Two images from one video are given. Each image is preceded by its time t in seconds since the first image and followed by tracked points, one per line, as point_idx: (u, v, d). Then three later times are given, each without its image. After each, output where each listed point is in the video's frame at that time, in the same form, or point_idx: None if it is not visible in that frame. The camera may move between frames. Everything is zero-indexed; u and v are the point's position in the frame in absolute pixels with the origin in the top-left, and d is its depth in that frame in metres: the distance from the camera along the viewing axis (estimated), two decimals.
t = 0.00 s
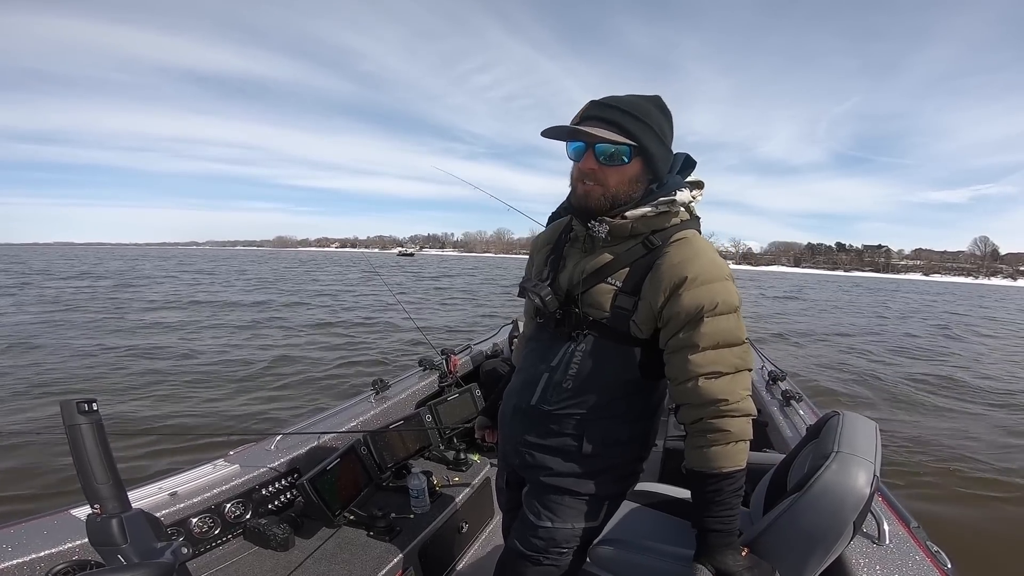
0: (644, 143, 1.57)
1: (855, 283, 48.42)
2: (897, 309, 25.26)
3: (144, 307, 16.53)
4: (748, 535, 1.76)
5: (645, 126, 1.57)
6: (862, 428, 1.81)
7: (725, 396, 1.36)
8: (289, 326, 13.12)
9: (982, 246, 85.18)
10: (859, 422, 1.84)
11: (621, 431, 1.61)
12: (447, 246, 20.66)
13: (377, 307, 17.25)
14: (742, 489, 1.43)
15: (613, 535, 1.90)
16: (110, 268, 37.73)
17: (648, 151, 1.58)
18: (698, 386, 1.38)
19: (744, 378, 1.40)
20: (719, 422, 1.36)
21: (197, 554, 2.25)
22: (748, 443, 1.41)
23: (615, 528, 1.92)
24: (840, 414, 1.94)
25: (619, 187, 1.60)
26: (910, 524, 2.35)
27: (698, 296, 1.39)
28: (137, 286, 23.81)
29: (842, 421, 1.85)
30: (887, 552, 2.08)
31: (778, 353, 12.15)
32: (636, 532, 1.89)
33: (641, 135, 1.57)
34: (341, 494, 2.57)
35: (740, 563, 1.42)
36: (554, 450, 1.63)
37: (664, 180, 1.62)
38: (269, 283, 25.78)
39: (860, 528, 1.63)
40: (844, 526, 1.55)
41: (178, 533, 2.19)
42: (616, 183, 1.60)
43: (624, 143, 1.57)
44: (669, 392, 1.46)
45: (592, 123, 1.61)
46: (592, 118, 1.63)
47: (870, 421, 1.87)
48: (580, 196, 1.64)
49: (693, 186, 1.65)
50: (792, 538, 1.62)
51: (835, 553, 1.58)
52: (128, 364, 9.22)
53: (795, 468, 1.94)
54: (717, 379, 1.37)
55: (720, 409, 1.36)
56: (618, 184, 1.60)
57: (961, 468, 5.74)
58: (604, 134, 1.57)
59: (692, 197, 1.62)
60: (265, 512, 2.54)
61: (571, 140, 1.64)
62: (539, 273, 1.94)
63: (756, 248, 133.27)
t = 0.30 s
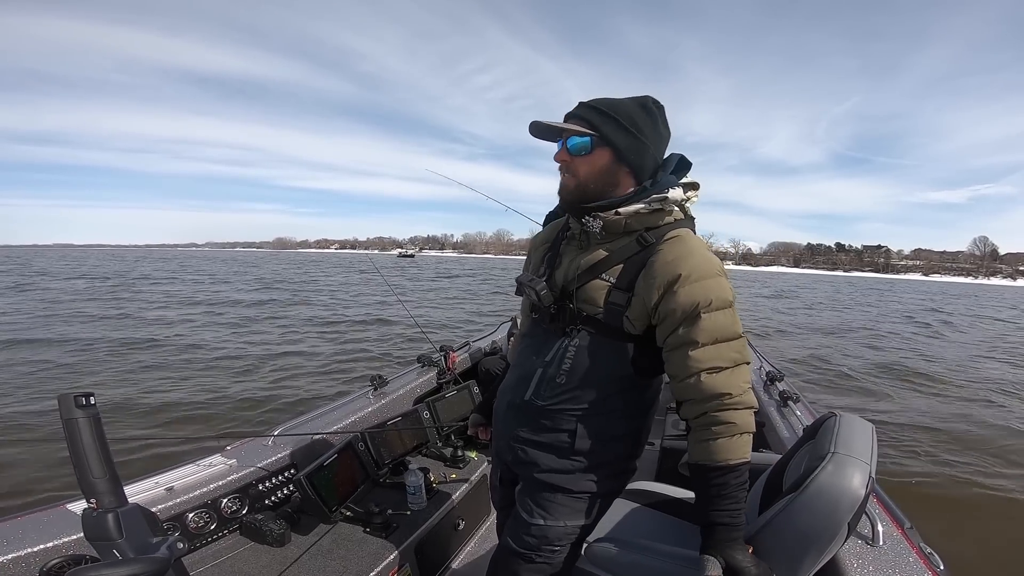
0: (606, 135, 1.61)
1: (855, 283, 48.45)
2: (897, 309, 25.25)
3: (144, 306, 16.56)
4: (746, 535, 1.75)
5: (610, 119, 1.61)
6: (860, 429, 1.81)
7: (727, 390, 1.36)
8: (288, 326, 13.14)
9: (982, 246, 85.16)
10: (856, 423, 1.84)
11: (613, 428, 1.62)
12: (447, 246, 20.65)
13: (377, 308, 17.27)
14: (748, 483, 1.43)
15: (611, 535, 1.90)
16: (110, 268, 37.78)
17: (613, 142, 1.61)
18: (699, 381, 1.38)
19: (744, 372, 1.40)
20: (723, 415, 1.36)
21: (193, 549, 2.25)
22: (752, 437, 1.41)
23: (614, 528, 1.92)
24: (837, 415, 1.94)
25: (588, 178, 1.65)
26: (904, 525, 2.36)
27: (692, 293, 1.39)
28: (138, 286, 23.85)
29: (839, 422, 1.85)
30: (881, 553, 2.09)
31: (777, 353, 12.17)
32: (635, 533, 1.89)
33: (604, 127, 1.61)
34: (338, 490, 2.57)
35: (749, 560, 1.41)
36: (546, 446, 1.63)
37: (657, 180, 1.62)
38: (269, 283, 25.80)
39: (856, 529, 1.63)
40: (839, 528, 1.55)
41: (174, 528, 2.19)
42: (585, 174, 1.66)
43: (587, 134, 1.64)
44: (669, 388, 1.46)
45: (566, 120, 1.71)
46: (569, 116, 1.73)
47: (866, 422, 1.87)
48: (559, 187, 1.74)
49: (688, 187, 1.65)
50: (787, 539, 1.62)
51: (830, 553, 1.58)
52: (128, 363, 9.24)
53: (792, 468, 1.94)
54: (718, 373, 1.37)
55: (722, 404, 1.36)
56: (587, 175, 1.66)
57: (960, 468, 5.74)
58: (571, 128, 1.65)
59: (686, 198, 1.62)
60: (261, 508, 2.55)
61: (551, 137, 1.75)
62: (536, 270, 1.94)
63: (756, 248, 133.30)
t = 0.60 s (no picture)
0: (580, 138, 1.63)
1: (854, 283, 48.46)
2: (898, 309, 25.24)
3: (145, 308, 16.57)
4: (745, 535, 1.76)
5: (583, 121, 1.64)
6: (859, 429, 1.81)
7: (722, 391, 1.36)
8: (289, 327, 13.16)
9: (981, 245, 85.21)
10: (856, 423, 1.85)
11: (609, 428, 1.62)
12: (447, 247, 20.63)
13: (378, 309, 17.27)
14: (745, 484, 1.43)
15: (611, 535, 1.91)
16: (111, 271, 37.90)
17: (587, 144, 1.63)
18: (695, 382, 1.38)
19: (740, 373, 1.40)
20: (720, 417, 1.36)
21: (193, 550, 2.25)
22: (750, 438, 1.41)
23: (613, 528, 1.93)
24: (838, 415, 1.95)
25: (570, 182, 1.69)
26: (905, 525, 2.36)
27: (687, 292, 1.39)
28: (138, 288, 23.86)
29: (840, 423, 1.85)
30: (881, 553, 2.09)
31: (778, 353, 12.17)
32: (634, 533, 1.90)
33: (577, 131, 1.64)
34: (338, 491, 2.57)
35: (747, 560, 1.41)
36: (541, 447, 1.64)
37: (653, 180, 1.63)
38: (270, 285, 25.82)
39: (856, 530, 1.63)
40: (839, 528, 1.55)
41: (173, 529, 2.19)
42: (568, 179, 1.69)
43: (564, 141, 1.68)
44: (665, 389, 1.47)
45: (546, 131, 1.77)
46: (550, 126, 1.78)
47: (866, 423, 1.87)
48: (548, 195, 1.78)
49: (686, 187, 1.67)
50: (786, 539, 1.62)
51: (830, 554, 1.59)
52: (129, 364, 9.25)
53: (791, 468, 1.94)
54: (714, 374, 1.38)
55: (719, 405, 1.37)
56: (570, 180, 1.69)
57: (960, 468, 5.73)
58: (549, 137, 1.70)
59: (682, 199, 1.63)
60: (262, 508, 2.55)
61: (536, 150, 1.80)
62: (533, 271, 1.95)
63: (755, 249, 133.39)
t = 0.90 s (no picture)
0: (588, 138, 1.63)
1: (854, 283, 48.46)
2: (897, 309, 25.24)
3: (145, 310, 16.54)
4: (750, 536, 1.75)
5: (591, 122, 1.64)
6: (863, 428, 1.81)
7: (725, 397, 1.36)
8: (289, 328, 13.13)
9: (981, 245, 85.15)
10: (860, 422, 1.85)
11: (613, 432, 1.61)
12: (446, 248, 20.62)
13: (378, 310, 17.27)
14: (747, 490, 1.43)
15: (614, 537, 1.90)
16: (110, 272, 37.88)
17: (595, 144, 1.63)
18: (698, 388, 1.38)
19: (744, 379, 1.40)
20: (722, 423, 1.36)
21: (198, 556, 2.24)
22: (752, 444, 1.41)
23: (616, 530, 1.93)
24: (841, 415, 1.94)
25: (577, 182, 1.68)
26: (911, 524, 2.35)
27: (692, 296, 1.39)
28: (138, 289, 23.82)
29: (843, 422, 1.85)
30: (888, 552, 2.08)
31: (779, 353, 12.17)
32: (637, 534, 1.90)
33: (585, 131, 1.64)
34: (341, 496, 2.57)
35: (749, 563, 1.41)
36: (545, 451, 1.63)
37: (658, 181, 1.61)
38: (269, 286, 25.78)
39: (862, 529, 1.63)
40: (846, 527, 1.55)
41: (178, 535, 2.19)
42: (575, 179, 1.69)
43: (572, 140, 1.68)
44: (668, 394, 1.46)
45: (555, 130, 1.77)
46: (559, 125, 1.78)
47: (870, 421, 1.87)
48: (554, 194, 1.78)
49: (693, 187, 1.66)
50: (792, 540, 1.62)
51: (837, 554, 1.58)
52: (128, 366, 9.22)
53: (796, 468, 1.94)
54: (718, 380, 1.37)
55: (722, 411, 1.36)
56: (577, 180, 1.69)
57: (962, 467, 5.74)
58: (557, 136, 1.70)
59: (687, 201, 1.62)
60: (265, 514, 2.54)
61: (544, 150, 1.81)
62: (537, 274, 1.95)
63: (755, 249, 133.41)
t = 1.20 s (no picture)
0: (598, 138, 1.62)
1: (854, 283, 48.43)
2: (898, 309, 25.21)
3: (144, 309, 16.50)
4: (753, 536, 1.75)
5: (600, 122, 1.63)
6: (866, 428, 1.81)
7: (733, 399, 1.35)
8: (289, 327, 13.11)
9: (980, 245, 85.26)
10: (863, 422, 1.84)
11: (618, 435, 1.61)
12: (447, 247, 20.61)
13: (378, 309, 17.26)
14: (752, 492, 1.43)
15: (617, 538, 1.90)
16: (109, 270, 37.84)
17: (605, 145, 1.62)
18: (704, 391, 1.37)
19: (752, 380, 1.39)
20: (728, 425, 1.35)
21: (199, 560, 2.25)
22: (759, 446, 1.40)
23: (618, 531, 1.93)
24: (844, 415, 1.93)
25: (585, 182, 1.67)
26: (915, 524, 2.35)
27: (698, 298, 1.38)
28: (137, 288, 23.78)
29: (846, 422, 1.84)
30: (893, 552, 2.07)
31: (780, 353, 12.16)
32: (640, 535, 1.89)
33: (595, 131, 1.63)
34: (344, 499, 2.56)
35: (749, 565, 1.41)
36: (549, 455, 1.63)
37: (661, 181, 1.61)
38: (269, 285, 25.73)
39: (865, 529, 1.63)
40: (850, 527, 1.54)
41: (180, 539, 2.19)
42: (582, 179, 1.67)
43: (581, 140, 1.66)
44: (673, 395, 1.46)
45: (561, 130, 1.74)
46: (565, 125, 1.76)
47: (873, 421, 1.87)
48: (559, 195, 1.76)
49: (696, 188, 1.66)
50: (796, 540, 1.61)
51: (840, 554, 1.58)
52: (128, 366, 9.19)
53: (799, 468, 1.94)
54: (724, 382, 1.37)
55: (728, 413, 1.36)
56: (584, 180, 1.67)
57: (964, 468, 5.73)
58: (566, 136, 1.68)
59: (692, 202, 1.62)
60: (267, 518, 2.54)
61: (548, 150, 1.79)
62: (539, 277, 1.94)
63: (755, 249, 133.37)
